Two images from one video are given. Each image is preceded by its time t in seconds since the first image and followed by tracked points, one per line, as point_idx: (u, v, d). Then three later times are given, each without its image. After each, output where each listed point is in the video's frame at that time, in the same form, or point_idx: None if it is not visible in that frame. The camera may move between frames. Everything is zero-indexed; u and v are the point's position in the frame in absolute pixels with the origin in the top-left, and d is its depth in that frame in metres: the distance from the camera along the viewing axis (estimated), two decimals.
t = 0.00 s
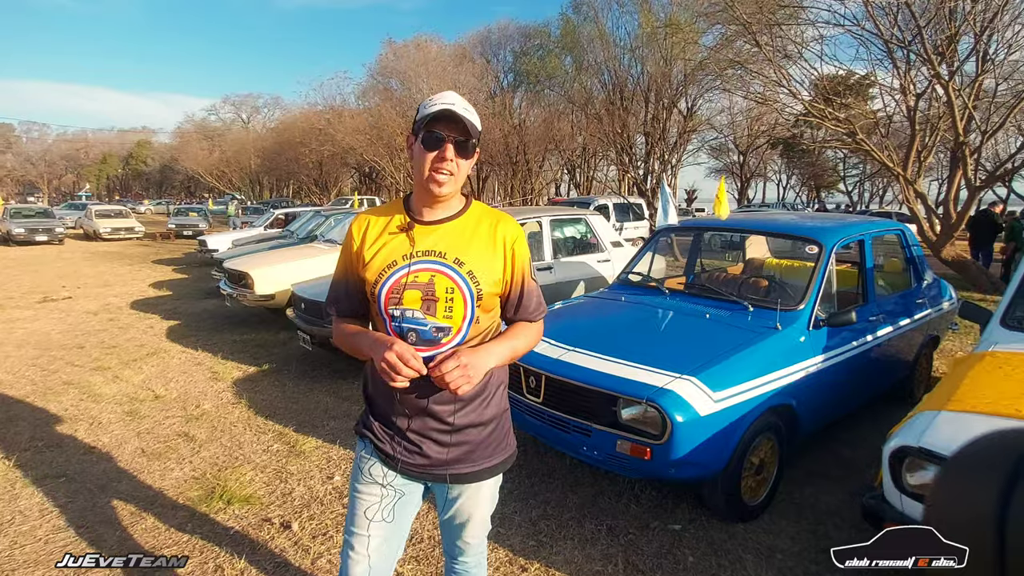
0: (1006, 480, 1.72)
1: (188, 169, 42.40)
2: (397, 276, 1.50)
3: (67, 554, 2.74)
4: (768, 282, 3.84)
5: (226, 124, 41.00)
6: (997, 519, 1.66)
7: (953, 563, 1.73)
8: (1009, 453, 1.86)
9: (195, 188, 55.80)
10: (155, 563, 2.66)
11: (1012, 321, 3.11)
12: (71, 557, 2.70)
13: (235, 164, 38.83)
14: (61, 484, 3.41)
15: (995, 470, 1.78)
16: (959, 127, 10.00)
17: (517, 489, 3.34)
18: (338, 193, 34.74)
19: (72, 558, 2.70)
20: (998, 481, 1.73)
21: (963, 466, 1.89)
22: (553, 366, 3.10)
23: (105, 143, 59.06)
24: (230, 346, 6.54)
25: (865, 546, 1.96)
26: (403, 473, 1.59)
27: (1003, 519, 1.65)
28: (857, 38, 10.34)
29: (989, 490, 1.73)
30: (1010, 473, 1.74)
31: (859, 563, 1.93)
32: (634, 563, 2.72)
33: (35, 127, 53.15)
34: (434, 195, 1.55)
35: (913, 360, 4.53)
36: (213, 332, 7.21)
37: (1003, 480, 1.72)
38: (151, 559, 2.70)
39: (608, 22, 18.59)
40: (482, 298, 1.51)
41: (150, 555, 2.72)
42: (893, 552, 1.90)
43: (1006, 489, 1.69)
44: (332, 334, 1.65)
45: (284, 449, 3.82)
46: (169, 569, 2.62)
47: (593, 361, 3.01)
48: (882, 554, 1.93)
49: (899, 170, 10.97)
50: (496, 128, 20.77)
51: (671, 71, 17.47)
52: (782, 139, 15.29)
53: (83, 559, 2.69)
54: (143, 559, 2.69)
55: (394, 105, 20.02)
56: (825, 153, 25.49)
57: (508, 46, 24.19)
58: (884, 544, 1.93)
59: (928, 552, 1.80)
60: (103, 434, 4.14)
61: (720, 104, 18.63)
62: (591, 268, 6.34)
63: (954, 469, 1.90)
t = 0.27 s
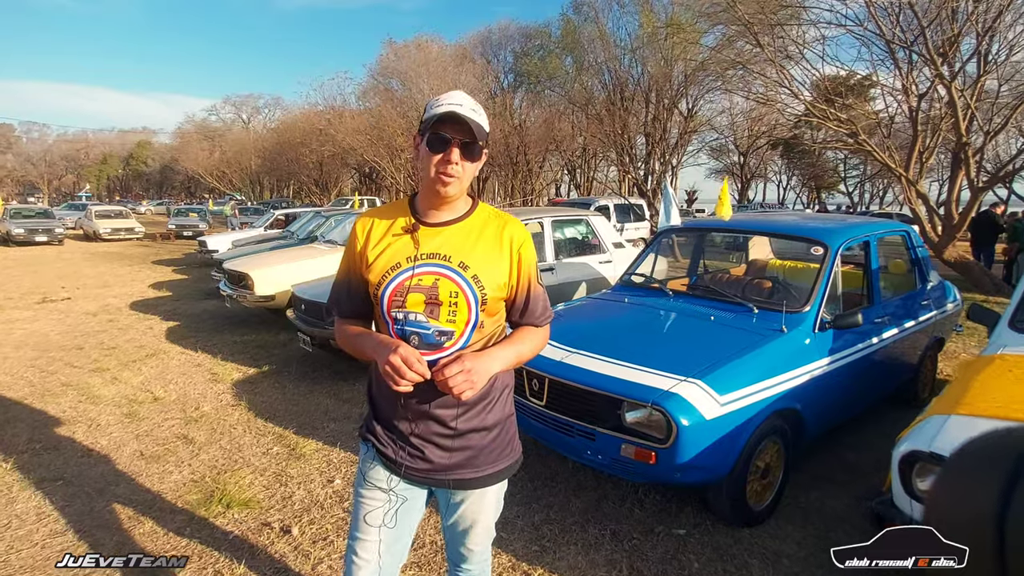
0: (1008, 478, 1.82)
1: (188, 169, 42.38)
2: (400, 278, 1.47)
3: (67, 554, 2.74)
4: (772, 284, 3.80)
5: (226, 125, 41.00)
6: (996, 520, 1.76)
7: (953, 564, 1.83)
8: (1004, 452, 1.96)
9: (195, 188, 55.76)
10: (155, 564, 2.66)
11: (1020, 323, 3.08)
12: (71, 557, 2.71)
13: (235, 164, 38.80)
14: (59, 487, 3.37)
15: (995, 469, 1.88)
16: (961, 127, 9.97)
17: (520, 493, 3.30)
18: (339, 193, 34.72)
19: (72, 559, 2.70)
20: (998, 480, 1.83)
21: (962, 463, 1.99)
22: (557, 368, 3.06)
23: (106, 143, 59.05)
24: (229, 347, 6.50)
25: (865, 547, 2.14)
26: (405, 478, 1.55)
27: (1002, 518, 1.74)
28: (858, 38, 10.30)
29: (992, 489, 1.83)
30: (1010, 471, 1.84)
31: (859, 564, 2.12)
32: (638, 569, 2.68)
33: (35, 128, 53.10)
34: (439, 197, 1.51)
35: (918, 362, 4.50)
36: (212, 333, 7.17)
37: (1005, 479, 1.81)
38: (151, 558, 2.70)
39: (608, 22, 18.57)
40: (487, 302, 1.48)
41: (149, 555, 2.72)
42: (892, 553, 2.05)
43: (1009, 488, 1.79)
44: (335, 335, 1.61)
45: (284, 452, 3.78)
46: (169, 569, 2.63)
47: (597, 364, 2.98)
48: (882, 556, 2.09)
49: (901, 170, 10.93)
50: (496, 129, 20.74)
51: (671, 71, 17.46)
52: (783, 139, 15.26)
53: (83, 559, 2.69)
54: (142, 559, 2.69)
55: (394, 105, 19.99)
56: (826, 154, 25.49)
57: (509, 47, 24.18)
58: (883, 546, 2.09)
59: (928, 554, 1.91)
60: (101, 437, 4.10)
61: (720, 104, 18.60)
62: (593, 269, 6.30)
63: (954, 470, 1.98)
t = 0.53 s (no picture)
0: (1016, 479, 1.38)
1: (189, 170, 42.36)
2: (407, 281, 1.43)
3: (67, 554, 2.74)
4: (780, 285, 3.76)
5: (227, 126, 41.01)
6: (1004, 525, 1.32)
7: (953, 565, 1.39)
8: None
9: (196, 189, 55.77)
10: (155, 564, 2.66)
11: None
12: (72, 557, 2.70)
13: (236, 165, 38.77)
14: (58, 491, 3.33)
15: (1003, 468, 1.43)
16: (965, 128, 9.92)
17: (525, 498, 3.25)
18: (339, 195, 34.72)
19: (72, 558, 2.70)
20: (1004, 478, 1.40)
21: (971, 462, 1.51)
22: (563, 371, 3.02)
23: (106, 145, 59.08)
24: (230, 349, 6.45)
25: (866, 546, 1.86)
26: (412, 485, 1.50)
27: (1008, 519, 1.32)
28: (861, 39, 10.26)
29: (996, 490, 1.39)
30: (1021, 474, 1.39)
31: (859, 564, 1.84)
32: None
33: (35, 129, 53.04)
34: (448, 197, 1.47)
35: (926, 364, 4.45)
36: (213, 335, 7.12)
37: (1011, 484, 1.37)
38: (151, 559, 2.70)
39: (610, 23, 18.54)
40: (497, 305, 1.44)
41: (150, 555, 2.72)
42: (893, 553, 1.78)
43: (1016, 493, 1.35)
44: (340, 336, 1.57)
45: (285, 455, 3.74)
46: (167, 570, 2.62)
47: (604, 367, 2.93)
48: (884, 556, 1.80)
49: (904, 171, 10.89)
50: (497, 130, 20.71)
51: (673, 72, 17.42)
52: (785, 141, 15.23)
53: (84, 559, 2.69)
54: (143, 559, 2.69)
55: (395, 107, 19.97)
56: (826, 155, 25.49)
57: (510, 48, 24.18)
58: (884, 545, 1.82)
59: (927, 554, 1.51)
60: (100, 440, 4.05)
61: (722, 105, 18.58)
62: (596, 270, 6.24)
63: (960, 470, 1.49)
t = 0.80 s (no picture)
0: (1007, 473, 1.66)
1: (187, 171, 42.26)
2: (417, 287, 1.38)
3: (67, 555, 2.75)
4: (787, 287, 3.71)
5: (226, 127, 40.90)
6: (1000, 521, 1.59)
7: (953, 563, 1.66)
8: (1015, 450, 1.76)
9: (194, 190, 55.68)
10: (155, 563, 2.68)
11: None
12: (72, 557, 2.71)
13: (235, 165, 38.66)
14: (56, 496, 3.27)
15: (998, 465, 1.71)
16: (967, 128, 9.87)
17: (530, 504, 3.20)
18: (338, 195, 34.66)
19: (72, 558, 2.71)
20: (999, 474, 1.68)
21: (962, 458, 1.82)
22: (569, 375, 2.96)
23: (104, 145, 58.97)
24: (229, 351, 6.39)
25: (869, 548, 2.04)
26: (423, 497, 1.46)
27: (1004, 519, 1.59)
28: (862, 39, 10.22)
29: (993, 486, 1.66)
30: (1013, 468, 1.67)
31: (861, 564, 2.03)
32: None
33: (34, 129, 52.93)
34: (458, 199, 1.42)
35: (933, 367, 4.41)
36: (212, 337, 7.06)
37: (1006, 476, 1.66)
38: (151, 559, 2.71)
39: (609, 23, 18.49)
40: (509, 312, 1.39)
41: (149, 555, 2.73)
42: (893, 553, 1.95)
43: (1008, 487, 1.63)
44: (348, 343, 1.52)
45: (286, 460, 3.68)
46: (168, 569, 2.64)
47: (612, 371, 2.88)
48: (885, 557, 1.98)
49: (906, 171, 10.85)
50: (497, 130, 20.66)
51: (673, 72, 17.37)
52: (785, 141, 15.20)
53: (83, 559, 2.70)
54: (142, 559, 2.70)
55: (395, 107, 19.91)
56: (826, 156, 25.51)
57: (510, 48, 24.14)
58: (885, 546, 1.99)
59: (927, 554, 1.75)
60: (98, 444, 3.99)
61: (722, 105, 18.55)
62: (599, 271, 6.19)
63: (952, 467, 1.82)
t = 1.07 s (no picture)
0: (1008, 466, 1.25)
1: (187, 170, 42.16)
2: (435, 293, 1.33)
3: (68, 555, 2.76)
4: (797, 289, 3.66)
5: (224, 126, 40.77)
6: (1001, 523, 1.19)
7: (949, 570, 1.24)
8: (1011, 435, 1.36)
9: (193, 190, 55.57)
10: (156, 563, 2.68)
11: None
12: (72, 558, 2.72)
13: (233, 165, 38.53)
14: (55, 502, 3.22)
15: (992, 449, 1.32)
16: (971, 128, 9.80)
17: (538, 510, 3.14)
18: (337, 195, 34.58)
19: (72, 558, 2.72)
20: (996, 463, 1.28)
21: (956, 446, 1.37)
22: (579, 379, 2.91)
23: (103, 145, 58.82)
24: (230, 352, 6.33)
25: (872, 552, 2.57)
26: (441, 512, 1.41)
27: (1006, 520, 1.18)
28: (865, 38, 10.17)
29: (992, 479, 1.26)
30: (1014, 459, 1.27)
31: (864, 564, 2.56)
32: None
33: (31, 129, 52.77)
34: (476, 202, 1.37)
35: (942, 369, 4.36)
36: (212, 338, 7.00)
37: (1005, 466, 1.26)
38: (152, 558, 2.72)
39: (609, 23, 18.42)
40: (531, 318, 1.35)
41: (151, 555, 2.74)
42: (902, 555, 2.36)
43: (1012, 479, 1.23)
44: (360, 353, 1.47)
45: (289, 465, 3.63)
46: (169, 569, 2.65)
47: (623, 375, 2.82)
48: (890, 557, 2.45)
49: (908, 171, 10.79)
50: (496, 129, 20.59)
51: (673, 71, 17.30)
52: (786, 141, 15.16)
53: (84, 559, 2.71)
54: (144, 559, 2.71)
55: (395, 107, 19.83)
56: (825, 156, 25.50)
57: (510, 48, 24.07)
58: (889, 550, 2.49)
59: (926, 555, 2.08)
60: (98, 448, 3.93)
61: (722, 105, 18.50)
62: (603, 273, 6.13)
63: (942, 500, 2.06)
